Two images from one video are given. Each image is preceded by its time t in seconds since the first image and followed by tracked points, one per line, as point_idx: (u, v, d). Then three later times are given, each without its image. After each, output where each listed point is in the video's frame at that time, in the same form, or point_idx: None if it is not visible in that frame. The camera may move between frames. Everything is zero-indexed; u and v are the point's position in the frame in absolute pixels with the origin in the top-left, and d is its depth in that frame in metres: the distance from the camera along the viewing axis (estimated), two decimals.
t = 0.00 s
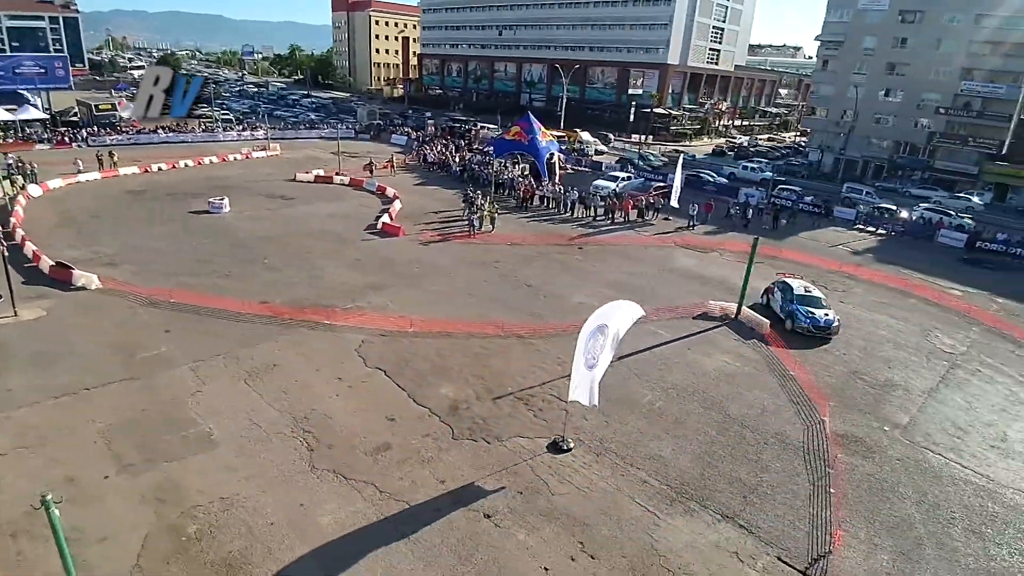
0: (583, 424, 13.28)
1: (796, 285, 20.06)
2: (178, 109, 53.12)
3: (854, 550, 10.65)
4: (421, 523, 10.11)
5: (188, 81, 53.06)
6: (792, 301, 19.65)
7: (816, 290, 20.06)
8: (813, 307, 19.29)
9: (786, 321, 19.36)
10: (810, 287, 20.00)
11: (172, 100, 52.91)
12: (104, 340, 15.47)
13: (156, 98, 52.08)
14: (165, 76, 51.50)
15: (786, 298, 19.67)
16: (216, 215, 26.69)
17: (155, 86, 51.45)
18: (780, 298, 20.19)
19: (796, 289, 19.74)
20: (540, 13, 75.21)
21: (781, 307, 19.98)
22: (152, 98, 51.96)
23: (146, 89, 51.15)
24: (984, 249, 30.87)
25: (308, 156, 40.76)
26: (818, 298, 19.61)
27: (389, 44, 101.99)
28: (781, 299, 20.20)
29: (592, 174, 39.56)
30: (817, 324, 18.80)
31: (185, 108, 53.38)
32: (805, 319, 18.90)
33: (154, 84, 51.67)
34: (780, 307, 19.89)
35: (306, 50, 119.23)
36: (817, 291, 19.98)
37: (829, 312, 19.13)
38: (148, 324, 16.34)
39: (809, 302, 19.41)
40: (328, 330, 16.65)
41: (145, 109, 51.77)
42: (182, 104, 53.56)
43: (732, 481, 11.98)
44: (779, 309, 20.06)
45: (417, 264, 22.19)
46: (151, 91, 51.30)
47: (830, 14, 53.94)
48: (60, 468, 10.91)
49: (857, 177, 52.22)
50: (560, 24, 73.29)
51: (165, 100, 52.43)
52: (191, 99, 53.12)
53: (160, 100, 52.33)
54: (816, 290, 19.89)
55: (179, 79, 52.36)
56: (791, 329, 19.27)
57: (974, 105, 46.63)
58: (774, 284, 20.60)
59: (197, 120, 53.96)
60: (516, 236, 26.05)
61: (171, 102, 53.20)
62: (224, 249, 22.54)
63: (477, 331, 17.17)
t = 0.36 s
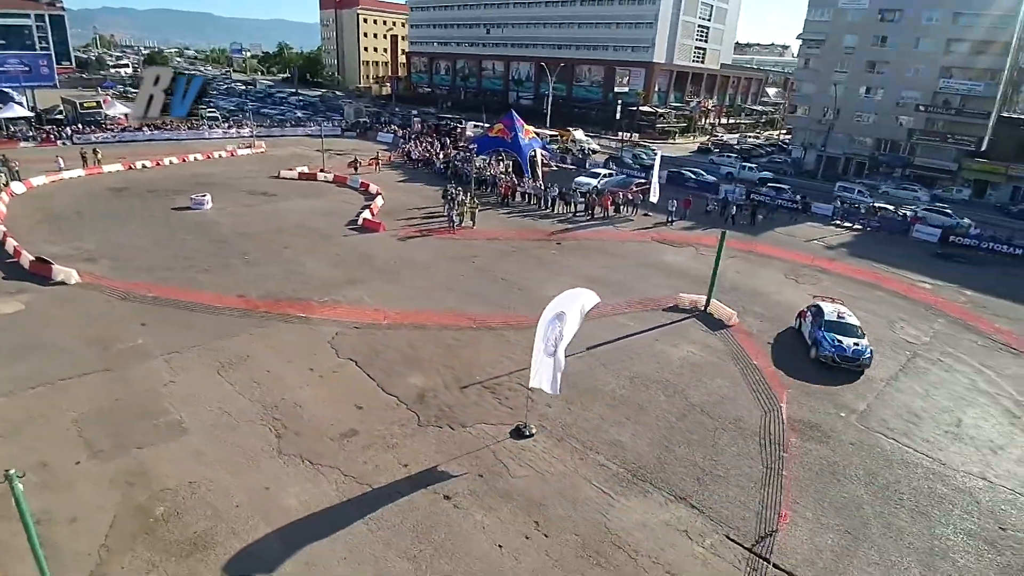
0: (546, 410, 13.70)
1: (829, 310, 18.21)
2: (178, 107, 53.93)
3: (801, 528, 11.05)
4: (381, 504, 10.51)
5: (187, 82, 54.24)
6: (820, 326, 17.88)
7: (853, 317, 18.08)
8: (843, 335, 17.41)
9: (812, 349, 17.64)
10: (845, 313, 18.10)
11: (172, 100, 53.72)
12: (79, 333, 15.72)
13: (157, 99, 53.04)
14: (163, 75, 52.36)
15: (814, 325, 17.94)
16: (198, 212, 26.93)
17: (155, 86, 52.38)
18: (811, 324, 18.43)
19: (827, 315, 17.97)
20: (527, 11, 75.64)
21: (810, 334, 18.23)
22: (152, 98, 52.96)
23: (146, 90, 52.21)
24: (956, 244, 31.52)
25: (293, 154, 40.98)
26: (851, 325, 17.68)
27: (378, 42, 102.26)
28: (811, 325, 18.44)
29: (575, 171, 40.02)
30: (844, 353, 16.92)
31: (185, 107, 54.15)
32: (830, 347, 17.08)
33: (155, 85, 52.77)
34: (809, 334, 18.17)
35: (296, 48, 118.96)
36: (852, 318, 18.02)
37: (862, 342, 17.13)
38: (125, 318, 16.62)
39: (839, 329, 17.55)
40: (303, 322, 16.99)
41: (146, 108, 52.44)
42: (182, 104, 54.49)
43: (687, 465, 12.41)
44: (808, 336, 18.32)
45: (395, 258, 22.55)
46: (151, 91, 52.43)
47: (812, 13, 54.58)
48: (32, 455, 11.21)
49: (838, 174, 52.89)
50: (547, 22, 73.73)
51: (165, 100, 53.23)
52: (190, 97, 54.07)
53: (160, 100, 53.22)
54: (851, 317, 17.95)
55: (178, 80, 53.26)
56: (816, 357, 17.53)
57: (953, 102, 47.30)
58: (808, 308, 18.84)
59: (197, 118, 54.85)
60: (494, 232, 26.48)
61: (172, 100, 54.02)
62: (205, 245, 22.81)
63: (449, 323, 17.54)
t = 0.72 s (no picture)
0: (522, 396, 14.23)
1: (863, 349, 16.05)
2: (177, 110, 49.10)
3: (760, 504, 11.60)
4: (359, 483, 10.99)
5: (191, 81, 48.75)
6: (851, 368, 15.72)
7: (890, 359, 15.89)
8: (879, 380, 15.21)
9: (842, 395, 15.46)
10: (880, 353, 15.94)
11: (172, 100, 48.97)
12: (67, 325, 16.07)
13: (157, 98, 48.67)
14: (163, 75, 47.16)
15: (846, 366, 15.77)
16: (185, 208, 27.24)
17: (153, 86, 47.86)
18: (841, 363, 16.28)
19: (860, 355, 15.80)
20: (516, 10, 76.07)
21: (839, 376, 16.09)
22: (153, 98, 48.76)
23: (146, 89, 47.96)
24: (931, 239, 32.29)
25: (281, 151, 41.28)
26: (888, 368, 15.48)
27: (368, 40, 102.42)
28: (841, 364, 16.30)
29: (561, 168, 40.57)
30: (879, 402, 14.72)
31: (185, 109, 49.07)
32: (863, 394, 14.88)
33: (155, 83, 48.13)
34: (838, 375, 16.01)
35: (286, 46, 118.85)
36: (889, 360, 15.83)
37: (900, 390, 14.91)
38: (113, 311, 16.99)
39: (873, 372, 15.37)
40: (287, 314, 17.42)
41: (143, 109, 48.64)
42: (184, 104, 49.30)
43: (655, 446, 12.97)
44: (837, 377, 16.18)
45: (379, 253, 23.00)
46: (151, 91, 48.09)
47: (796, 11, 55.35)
48: (21, 440, 11.60)
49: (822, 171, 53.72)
50: (536, 21, 74.19)
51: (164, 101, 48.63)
52: (191, 99, 48.84)
53: (161, 99, 48.89)
54: (888, 359, 15.77)
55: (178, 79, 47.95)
56: (847, 405, 15.32)
57: (934, 100, 47.81)
58: (838, 344, 16.69)
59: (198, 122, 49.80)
60: (478, 227, 27.00)
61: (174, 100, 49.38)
62: (192, 240, 23.16)
63: (430, 314, 18.04)
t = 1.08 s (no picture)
0: (510, 381, 14.81)
1: (899, 408, 13.09)
2: (178, 110, 47.61)
3: (734, 479, 12.23)
4: (353, 460, 11.55)
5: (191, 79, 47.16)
6: (881, 433, 12.79)
7: (932, 423, 12.85)
8: (913, 452, 12.25)
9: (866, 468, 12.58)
10: (921, 417, 12.86)
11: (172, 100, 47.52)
12: (68, 315, 16.54)
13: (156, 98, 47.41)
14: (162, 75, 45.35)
15: (875, 432, 12.87)
16: (181, 204, 27.67)
17: (152, 86, 46.33)
18: (872, 425, 13.37)
19: (894, 418, 12.84)
20: (509, 9, 76.58)
21: (868, 441, 13.19)
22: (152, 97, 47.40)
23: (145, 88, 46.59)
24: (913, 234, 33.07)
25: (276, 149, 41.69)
26: (928, 438, 12.48)
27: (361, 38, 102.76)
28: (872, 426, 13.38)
29: (552, 165, 41.19)
30: (909, 482, 11.76)
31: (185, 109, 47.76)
32: (889, 469, 11.99)
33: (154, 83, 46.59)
34: (866, 441, 13.11)
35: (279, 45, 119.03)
36: (932, 426, 12.74)
37: (940, 468, 11.90)
38: (113, 301, 17.46)
39: (908, 442, 12.42)
40: (283, 304, 17.94)
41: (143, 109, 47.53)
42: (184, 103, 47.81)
43: (637, 426, 13.58)
44: (866, 442, 13.28)
45: (373, 247, 23.54)
46: (150, 90, 46.78)
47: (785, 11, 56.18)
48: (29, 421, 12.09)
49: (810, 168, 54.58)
50: (528, 19, 74.73)
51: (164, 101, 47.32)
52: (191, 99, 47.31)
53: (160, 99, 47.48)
54: (930, 426, 12.67)
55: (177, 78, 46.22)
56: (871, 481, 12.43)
57: (920, 98, 48.57)
58: (871, 401, 13.77)
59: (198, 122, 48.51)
60: (470, 222, 27.56)
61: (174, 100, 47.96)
62: (188, 235, 23.61)
63: (422, 305, 18.60)
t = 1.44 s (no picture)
0: (549, 367, 15.21)
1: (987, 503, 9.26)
2: (177, 109, 48.60)
3: (767, 468, 12.33)
4: (396, 432, 12.19)
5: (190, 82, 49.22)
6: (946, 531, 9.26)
7: None
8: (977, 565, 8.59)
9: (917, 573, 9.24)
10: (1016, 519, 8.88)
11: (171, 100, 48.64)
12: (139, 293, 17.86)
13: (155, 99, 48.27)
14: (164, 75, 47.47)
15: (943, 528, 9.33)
16: (240, 194, 29.14)
17: (154, 86, 47.71)
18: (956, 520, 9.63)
19: (971, 514, 9.11)
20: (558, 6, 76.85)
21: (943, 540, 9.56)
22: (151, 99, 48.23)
23: (145, 90, 47.74)
24: (973, 236, 31.77)
25: (329, 143, 43.19)
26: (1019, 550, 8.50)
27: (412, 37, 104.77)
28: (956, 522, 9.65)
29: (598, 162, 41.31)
30: None
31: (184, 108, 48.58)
32: None
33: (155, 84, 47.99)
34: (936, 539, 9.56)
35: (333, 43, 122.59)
36: None
37: None
38: (178, 282, 18.72)
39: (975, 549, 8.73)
40: (334, 289, 18.84)
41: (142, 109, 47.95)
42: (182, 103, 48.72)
43: (672, 415, 13.79)
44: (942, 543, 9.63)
45: (420, 237, 24.30)
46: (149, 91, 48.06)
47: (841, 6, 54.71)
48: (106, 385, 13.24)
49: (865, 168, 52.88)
50: (577, 17, 74.84)
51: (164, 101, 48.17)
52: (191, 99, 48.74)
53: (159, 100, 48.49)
54: None
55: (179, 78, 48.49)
56: None
57: (985, 96, 46.46)
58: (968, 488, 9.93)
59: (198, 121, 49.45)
60: (514, 216, 28.08)
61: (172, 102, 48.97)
62: (246, 223, 24.91)
63: (465, 293, 19.17)
